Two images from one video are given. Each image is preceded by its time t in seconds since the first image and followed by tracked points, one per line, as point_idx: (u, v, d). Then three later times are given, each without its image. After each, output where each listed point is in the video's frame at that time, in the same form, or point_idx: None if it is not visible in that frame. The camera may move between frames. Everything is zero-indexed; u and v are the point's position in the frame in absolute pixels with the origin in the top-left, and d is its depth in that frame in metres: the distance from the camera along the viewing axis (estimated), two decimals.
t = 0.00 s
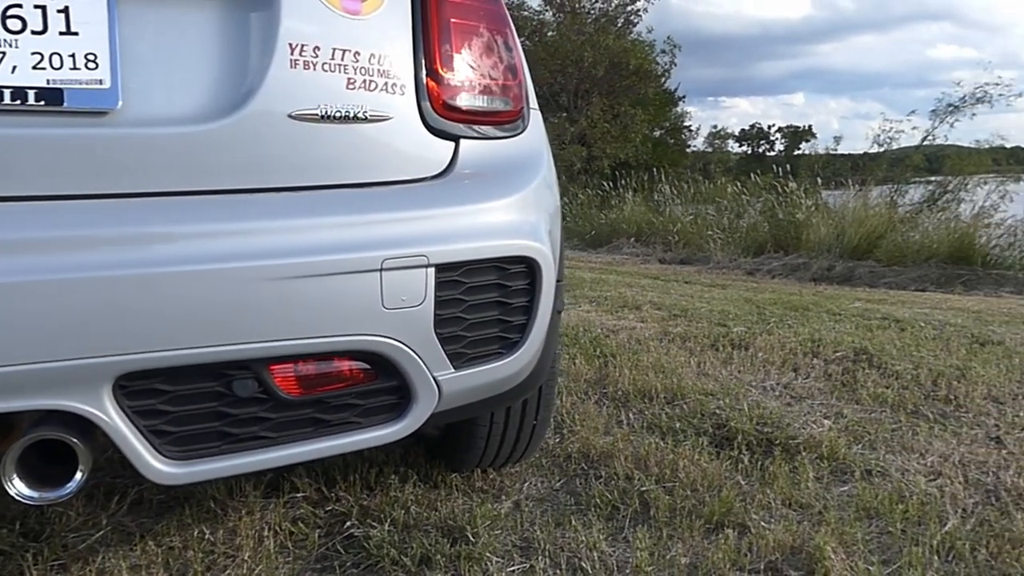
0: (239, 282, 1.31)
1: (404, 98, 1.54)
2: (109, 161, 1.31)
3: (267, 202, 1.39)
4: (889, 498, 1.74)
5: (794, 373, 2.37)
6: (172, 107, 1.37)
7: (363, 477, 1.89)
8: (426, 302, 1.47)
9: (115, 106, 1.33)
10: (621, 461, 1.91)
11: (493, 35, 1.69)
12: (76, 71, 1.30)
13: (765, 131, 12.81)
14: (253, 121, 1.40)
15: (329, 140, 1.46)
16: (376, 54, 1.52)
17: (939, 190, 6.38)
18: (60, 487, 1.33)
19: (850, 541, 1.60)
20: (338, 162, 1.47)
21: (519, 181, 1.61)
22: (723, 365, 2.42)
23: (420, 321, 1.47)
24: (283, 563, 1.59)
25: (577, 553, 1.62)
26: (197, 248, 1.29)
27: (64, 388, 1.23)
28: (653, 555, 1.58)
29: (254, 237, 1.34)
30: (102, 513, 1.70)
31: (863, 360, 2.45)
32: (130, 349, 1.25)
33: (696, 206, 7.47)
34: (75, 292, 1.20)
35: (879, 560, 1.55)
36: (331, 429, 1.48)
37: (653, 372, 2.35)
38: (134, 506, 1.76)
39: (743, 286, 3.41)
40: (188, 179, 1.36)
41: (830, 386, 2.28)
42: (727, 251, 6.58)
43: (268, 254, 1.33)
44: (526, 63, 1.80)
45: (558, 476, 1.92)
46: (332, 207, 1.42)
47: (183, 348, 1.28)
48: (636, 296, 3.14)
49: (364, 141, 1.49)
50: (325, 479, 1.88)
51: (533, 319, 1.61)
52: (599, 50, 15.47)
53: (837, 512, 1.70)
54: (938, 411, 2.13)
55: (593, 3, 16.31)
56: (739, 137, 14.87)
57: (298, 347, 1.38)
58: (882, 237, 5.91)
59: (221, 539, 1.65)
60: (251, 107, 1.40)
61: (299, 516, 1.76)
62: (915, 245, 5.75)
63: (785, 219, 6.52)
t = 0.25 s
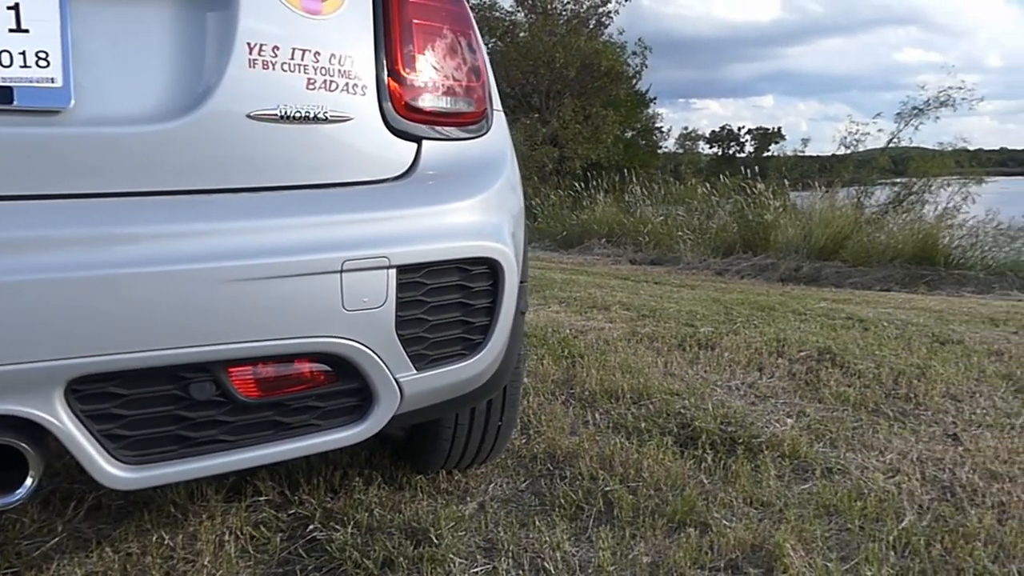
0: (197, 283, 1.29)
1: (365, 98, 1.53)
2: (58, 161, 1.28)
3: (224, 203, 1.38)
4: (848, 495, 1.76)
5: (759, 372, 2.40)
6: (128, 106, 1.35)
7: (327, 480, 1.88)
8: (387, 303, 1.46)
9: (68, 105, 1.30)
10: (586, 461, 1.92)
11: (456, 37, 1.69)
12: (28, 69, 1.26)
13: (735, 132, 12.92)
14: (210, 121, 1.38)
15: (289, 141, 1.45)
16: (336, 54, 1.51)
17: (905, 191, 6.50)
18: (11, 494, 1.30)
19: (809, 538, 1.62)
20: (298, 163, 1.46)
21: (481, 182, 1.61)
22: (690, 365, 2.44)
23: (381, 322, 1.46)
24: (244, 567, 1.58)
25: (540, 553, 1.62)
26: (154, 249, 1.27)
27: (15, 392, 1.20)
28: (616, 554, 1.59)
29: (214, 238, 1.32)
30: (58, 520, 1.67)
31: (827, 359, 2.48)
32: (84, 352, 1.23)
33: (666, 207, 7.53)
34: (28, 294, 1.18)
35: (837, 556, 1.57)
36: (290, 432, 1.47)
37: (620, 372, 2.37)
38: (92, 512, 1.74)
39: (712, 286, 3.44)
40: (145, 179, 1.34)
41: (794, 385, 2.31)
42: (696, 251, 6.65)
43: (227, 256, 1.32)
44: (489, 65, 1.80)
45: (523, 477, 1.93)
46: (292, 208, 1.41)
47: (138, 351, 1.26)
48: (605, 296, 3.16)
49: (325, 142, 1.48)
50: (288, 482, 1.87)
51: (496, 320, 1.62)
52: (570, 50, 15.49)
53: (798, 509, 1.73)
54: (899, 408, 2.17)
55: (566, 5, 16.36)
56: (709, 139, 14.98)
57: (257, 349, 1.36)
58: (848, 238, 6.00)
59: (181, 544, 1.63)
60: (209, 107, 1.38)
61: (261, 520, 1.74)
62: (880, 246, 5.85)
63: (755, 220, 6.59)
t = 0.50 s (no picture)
0: (141, 284, 1.27)
1: (316, 96, 1.52)
2: None
3: (169, 202, 1.35)
4: (798, 491, 1.79)
5: (716, 371, 2.43)
6: (69, 102, 1.33)
7: (280, 482, 1.86)
8: (338, 304, 1.45)
9: (5, 100, 1.27)
10: (542, 461, 1.93)
11: (410, 36, 1.68)
12: None
13: (699, 134, 13.06)
14: (156, 118, 1.36)
15: (237, 139, 1.43)
16: (287, 52, 1.49)
17: (862, 193, 6.63)
18: None
19: (759, 534, 1.64)
20: (246, 161, 1.44)
21: (434, 182, 1.61)
22: (648, 365, 2.46)
23: (332, 323, 1.45)
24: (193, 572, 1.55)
25: (494, 553, 1.62)
26: (97, 249, 1.25)
27: None
28: (569, 553, 1.60)
29: (159, 238, 1.30)
30: None
31: (782, 358, 2.53)
32: (22, 354, 1.20)
33: (629, 207, 7.60)
34: None
35: (785, 552, 1.60)
36: (239, 434, 1.45)
37: (578, 372, 2.39)
38: (37, 519, 1.70)
39: (673, 287, 3.48)
40: (87, 177, 1.31)
41: (749, 384, 2.35)
42: (658, 251, 6.72)
43: (172, 256, 1.30)
44: (445, 65, 1.80)
45: (479, 477, 1.93)
46: (241, 208, 1.40)
47: (79, 353, 1.23)
48: (567, 296, 3.18)
49: (274, 140, 1.46)
50: (241, 485, 1.85)
51: (449, 321, 1.61)
52: (534, 51, 15.61)
53: (749, 506, 1.75)
54: (850, 406, 2.21)
55: (531, 5, 16.40)
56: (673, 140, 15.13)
57: (203, 351, 1.34)
58: (806, 239, 6.11)
59: (128, 550, 1.60)
60: (154, 104, 1.36)
61: (212, 524, 1.71)
62: (837, 246, 5.97)
63: (716, 220, 6.68)
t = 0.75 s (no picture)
0: (95, 285, 1.24)
1: (275, 96, 1.50)
2: None
3: (123, 202, 1.33)
4: (759, 490, 1.81)
5: (682, 371, 2.45)
6: (19, 100, 1.30)
7: (242, 485, 1.84)
8: (298, 305, 1.44)
9: None
10: (507, 461, 1.93)
11: (373, 37, 1.68)
12: None
13: (669, 135, 13.17)
14: (110, 117, 1.33)
15: (194, 139, 1.41)
16: (246, 50, 1.47)
17: (828, 194, 6.73)
18: None
19: (720, 532, 1.66)
20: (204, 161, 1.42)
21: (397, 183, 1.60)
22: (615, 365, 2.48)
23: (290, 325, 1.43)
24: None
25: (457, 554, 1.62)
26: (49, 249, 1.22)
27: None
28: (531, 554, 1.60)
29: (114, 238, 1.27)
30: None
31: (747, 357, 2.56)
32: None
33: (600, 208, 7.65)
34: None
35: (746, 550, 1.62)
36: (196, 436, 1.44)
37: (545, 373, 2.40)
38: None
39: (643, 287, 3.51)
40: (40, 175, 1.28)
41: (715, 383, 2.37)
42: (628, 251, 6.78)
43: (128, 256, 1.27)
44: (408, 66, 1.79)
45: (444, 479, 1.93)
46: (198, 208, 1.38)
47: (30, 356, 1.20)
48: (536, 297, 3.20)
49: (232, 140, 1.44)
50: (201, 489, 1.83)
51: (410, 322, 1.61)
52: (506, 51, 15.64)
53: (711, 505, 1.77)
54: (812, 405, 2.24)
55: (503, 5, 16.42)
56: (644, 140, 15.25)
57: (157, 353, 1.32)
58: (773, 239, 6.19)
59: (83, 556, 1.57)
60: (107, 103, 1.33)
61: (171, 528, 1.69)
62: (804, 246, 6.05)
63: (685, 221, 6.75)
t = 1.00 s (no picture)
0: (30, 284, 1.20)
1: (221, 93, 1.48)
2: None
3: (59, 200, 1.29)
4: (709, 486, 1.84)
5: (637, 369, 2.48)
6: None
7: (190, 488, 1.81)
8: (244, 305, 1.41)
9: None
10: (460, 461, 1.93)
11: (323, 34, 1.65)
12: None
13: (631, 135, 13.27)
14: (45, 112, 1.30)
15: (135, 135, 1.38)
16: (189, 45, 1.45)
17: (785, 195, 6.86)
18: None
19: (670, 529, 1.68)
20: (145, 158, 1.39)
21: (347, 182, 1.59)
22: (572, 364, 2.50)
23: (236, 325, 1.41)
24: None
25: (408, 555, 1.61)
26: None
27: None
28: (482, 553, 1.60)
29: (50, 236, 1.24)
30: None
31: (701, 355, 2.59)
32: None
33: (561, 208, 7.69)
34: None
35: (694, 546, 1.64)
36: (137, 440, 1.40)
37: (500, 373, 2.41)
38: None
39: (602, 287, 3.54)
40: None
41: (669, 381, 2.40)
42: (588, 251, 6.84)
43: (65, 255, 1.23)
44: (359, 64, 1.78)
45: (397, 479, 1.92)
46: (139, 206, 1.35)
47: None
48: (494, 297, 3.21)
49: (175, 137, 1.42)
50: (147, 493, 1.79)
51: (360, 322, 1.60)
52: (469, 50, 15.61)
53: (661, 502, 1.79)
54: (763, 402, 2.28)
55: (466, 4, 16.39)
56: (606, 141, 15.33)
57: (95, 355, 1.28)
58: (730, 239, 6.28)
59: (21, 563, 1.52)
60: (41, 97, 1.30)
61: (115, 534, 1.65)
62: (761, 246, 6.16)
63: (645, 221, 6.82)
